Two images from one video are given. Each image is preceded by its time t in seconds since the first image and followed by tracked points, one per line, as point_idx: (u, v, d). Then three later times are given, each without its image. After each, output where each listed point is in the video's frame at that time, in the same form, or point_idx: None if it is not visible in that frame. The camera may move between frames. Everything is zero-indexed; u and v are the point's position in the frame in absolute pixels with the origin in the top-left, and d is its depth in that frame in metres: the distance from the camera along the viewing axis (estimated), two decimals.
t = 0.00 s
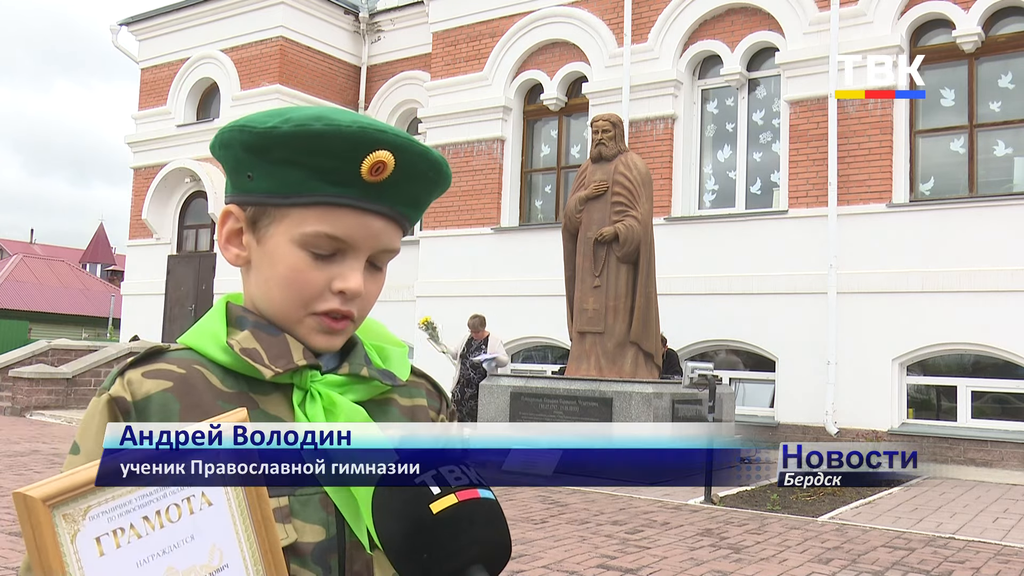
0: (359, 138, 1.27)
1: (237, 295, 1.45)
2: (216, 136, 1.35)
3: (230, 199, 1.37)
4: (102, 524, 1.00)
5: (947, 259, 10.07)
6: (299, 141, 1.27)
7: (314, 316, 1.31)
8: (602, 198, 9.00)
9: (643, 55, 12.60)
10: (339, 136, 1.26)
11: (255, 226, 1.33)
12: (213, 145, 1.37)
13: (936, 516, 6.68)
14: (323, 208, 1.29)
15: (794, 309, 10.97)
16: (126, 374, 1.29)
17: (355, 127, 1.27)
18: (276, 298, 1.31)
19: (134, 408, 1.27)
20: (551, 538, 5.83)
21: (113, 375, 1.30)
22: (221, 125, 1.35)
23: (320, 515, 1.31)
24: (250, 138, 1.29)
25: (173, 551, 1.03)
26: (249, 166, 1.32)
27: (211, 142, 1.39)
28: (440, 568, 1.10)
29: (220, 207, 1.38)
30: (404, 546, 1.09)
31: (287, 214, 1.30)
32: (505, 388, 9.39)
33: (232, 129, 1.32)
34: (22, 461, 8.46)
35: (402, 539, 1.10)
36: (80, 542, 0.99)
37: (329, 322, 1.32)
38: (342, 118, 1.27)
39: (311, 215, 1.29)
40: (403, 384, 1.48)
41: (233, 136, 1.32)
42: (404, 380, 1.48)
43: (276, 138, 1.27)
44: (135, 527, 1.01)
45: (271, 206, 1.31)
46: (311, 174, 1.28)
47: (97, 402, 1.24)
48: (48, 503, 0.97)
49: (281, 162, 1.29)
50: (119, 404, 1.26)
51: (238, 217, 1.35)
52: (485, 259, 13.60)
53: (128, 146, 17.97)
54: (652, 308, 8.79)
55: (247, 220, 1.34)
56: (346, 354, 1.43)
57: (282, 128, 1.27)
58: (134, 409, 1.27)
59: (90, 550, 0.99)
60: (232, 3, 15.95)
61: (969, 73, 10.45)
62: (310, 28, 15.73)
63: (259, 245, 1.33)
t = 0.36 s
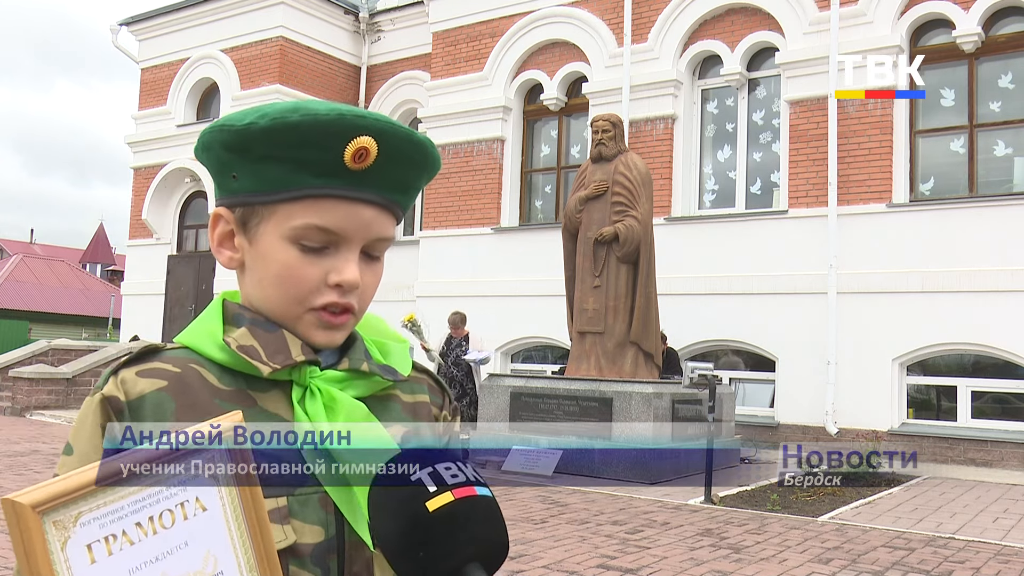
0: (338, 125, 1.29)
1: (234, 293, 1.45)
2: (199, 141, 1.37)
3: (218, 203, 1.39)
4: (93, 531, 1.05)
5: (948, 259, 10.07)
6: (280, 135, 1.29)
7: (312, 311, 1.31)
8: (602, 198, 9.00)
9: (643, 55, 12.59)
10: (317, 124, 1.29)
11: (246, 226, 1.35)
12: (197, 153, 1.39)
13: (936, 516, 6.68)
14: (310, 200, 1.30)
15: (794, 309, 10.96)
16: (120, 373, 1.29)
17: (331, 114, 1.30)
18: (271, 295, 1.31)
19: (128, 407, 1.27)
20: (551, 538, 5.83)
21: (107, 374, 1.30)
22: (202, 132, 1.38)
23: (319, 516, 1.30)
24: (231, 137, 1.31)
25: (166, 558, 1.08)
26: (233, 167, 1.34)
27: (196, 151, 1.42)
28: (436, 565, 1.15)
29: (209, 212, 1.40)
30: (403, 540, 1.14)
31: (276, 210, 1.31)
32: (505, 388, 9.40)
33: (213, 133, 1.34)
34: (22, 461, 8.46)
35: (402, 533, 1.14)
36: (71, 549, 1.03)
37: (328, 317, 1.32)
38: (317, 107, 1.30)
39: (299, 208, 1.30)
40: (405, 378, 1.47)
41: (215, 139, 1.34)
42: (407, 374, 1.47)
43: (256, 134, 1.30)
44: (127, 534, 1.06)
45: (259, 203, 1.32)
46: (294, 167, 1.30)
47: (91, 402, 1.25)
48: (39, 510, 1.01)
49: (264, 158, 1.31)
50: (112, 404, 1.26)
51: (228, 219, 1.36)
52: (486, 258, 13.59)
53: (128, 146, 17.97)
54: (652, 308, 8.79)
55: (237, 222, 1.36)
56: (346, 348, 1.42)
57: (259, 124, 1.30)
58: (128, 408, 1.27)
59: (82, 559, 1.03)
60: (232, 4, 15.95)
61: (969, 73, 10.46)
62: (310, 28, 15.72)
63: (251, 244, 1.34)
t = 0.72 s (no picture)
0: (325, 112, 1.30)
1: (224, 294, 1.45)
2: (184, 134, 1.37)
3: (204, 198, 1.38)
4: (74, 549, 1.01)
5: (948, 259, 10.07)
6: (264, 122, 1.29)
7: (301, 308, 1.31)
8: (602, 198, 9.00)
9: (643, 55, 12.59)
10: (303, 111, 1.29)
11: (233, 221, 1.34)
12: (182, 145, 1.39)
13: (936, 516, 6.68)
14: (297, 190, 1.30)
15: (794, 309, 10.96)
16: (106, 382, 1.28)
17: (318, 101, 1.30)
18: (259, 293, 1.31)
19: (114, 416, 1.25)
20: (551, 538, 5.83)
21: (92, 384, 1.29)
22: (187, 123, 1.37)
23: (314, 526, 1.30)
24: (214, 127, 1.31)
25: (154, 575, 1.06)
26: (218, 159, 1.34)
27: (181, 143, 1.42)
28: None
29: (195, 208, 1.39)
30: (404, 557, 1.13)
31: (263, 204, 1.31)
32: (505, 388, 9.40)
33: (198, 124, 1.34)
34: (22, 461, 8.45)
35: (405, 552, 1.14)
36: (51, 568, 0.99)
37: (318, 314, 1.32)
38: (303, 94, 1.30)
39: (287, 200, 1.30)
40: (401, 382, 1.48)
41: (199, 130, 1.34)
42: (403, 378, 1.48)
43: (240, 122, 1.30)
44: (110, 552, 1.04)
45: (245, 196, 1.32)
46: (280, 157, 1.30)
47: (76, 411, 1.23)
48: (17, 531, 0.97)
49: (249, 148, 1.31)
50: (98, 413, 1.25)
51: (215, 214, 1.36)
52: (486, 259, 13.60)
53: (128, 146, 17.97)
54: (652, 308, 8.80)
55: (223, 217, 1.35)
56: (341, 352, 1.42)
57: (244, 112, 1.30)
58: (115, 417, 1.25)
59: None
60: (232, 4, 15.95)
61: (969, 73, 10.47)
62: (310, 28, 15.72)
63: (237, 239, 1.33)
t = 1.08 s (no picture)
0: (307, 100, 1.26)
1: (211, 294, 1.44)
2: (165, 126, 1.35)
3: (188, 192, 1.37)
4: (40, 568, 0.93)
5: (948, 259, 10.06)
6: (244, 111, 1.26)
7: (289, 305, 1.29)
8: (602, 198, 9.00)
9: (643, 55, 12.59)
10: (284, 98, 1.26)
11: (216, 215, 1.32)
12: (165, 137, 1.38)
13: (936, 516, 6.68)
14: (282, 182, 1.28)
15: (793, 309, 10.96)
16: (84, 387, 1.24)
17: (299, 87, 1.27)
18: (245, 291, 1.29)
19: (93, 424, 1.22)
20: (551, 538, 5.83)
21: (69, 388, 1.25)
22: (168, 115, 1.36)
23: (304, 536, 1.29)
24: (194, 118, 1.29)
25: None
26: (200, 151, 1.32)
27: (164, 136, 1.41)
28: None
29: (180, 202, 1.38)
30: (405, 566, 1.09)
31: (247, 197, 1.29)
32: (505, 388, 9.38)
33: (179, 114, 1.32)
34: (22, 462, 8.45)
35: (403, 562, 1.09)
36: None
37: (307, 310, 1.30)
38: (284, 80, 1.27)
39: (271, 193, 1.28)
40: (396, 385, 1.47)
41: (180, 122, 1.32)
42: (397, 380, 1.46)
43: (219, 112, 1.27)
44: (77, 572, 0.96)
45: (229, 190, 1.30)
46: (263, 148, 1.27)
47: (52, 418, 1.20)
48: None
49: (229, 139, 1.29)
50: (76, 420, 1.21)
51: (198, 209, 1.34)
52: (486, 259, 13.60)
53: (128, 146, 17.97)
54: (652, 308, 8.79)
55: (207, 211, 1.34)
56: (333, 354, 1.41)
57: (223, 100, 1.27)
58: (93, 425, 1.22)
59: None
60: (232, 3, 15.95)
61: (969, 73, 10.48)
62: (310, 28, 15.71)
63: (222, 234, 1.31)
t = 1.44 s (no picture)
0: (285, 89, 1.23)
1: (198, 294, 1.42)
2: (142, 119, 1.33)
3: (169, 188, 1.35)
4: None
5: (948, 259, 10.06)
6: (222, 102, 1.24)
7: (278, 304, 1.27)
8: (602, 198, 9.00)
9: (643, 55, 12.59)
10: (262, 88, 1.23)
11: (199, 212, 1.31)
12: (143, 131, 1.36)
13: (936, 517, 6.68)
14: (265, 175, 1.26)
15: (793, 308, 10.97)
16: (67, 394, 1.21)
17: (277, 75, 1.24)
18: (231, 290, 1.28)
19: (76, 432, 1.19)
20: (551, 539, 5.83)
21: (53, 395, 1.22)
22: (145, 108, 1.34)
23: (299, 547, 1.25)
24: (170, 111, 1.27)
25: None
26: (179, 145, 1.30)
27: (143, 130, 1.39)
28: None
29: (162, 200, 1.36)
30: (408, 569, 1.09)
31: (230, 192, 1.27)
32: (506, 389, 9.39)
33: (155, 107, 1.30)
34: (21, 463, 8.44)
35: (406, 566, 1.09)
36: None
37: (296, 308, 1.28)
38: (260, 69, 1.24)
39: (254, 187, 1.26)
40: (393, 388, 1.45)
41: (157, 114, 1.30)
42: (395, 384, 1.45)
43: (195, 105, 1.25)
44: None
45: (210, 185, 1.29)
46: (243, 140, 1.25)
47: (33, 428, 1.17)
48: None
49: (207, 132, 1.26)
50: (58, 429, 1.18)
51: (180, 206, 1.32)
52: (486, 259, 13.60)
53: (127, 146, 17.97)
54: (652, 308, 8.79)
55: (189, 208, 1.32)
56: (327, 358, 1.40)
57: (198, 92, 1.25)
58: (77, 434, 1.19)
59: None
60: (232, 4, 15.96)
61: (969, 73, 10.48)
62: (310, 28, 15.74)
63: (205, 231, 1.30)
